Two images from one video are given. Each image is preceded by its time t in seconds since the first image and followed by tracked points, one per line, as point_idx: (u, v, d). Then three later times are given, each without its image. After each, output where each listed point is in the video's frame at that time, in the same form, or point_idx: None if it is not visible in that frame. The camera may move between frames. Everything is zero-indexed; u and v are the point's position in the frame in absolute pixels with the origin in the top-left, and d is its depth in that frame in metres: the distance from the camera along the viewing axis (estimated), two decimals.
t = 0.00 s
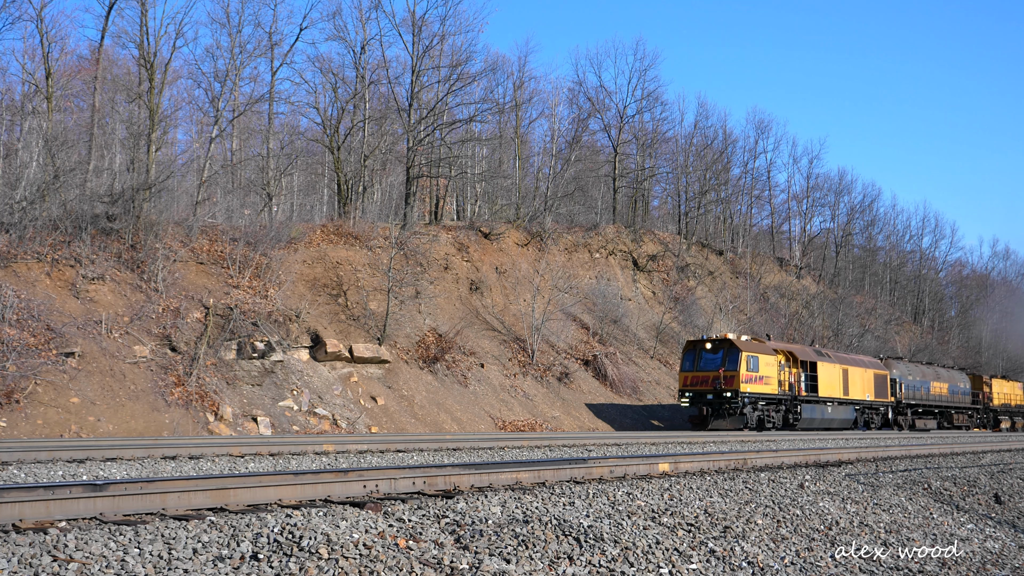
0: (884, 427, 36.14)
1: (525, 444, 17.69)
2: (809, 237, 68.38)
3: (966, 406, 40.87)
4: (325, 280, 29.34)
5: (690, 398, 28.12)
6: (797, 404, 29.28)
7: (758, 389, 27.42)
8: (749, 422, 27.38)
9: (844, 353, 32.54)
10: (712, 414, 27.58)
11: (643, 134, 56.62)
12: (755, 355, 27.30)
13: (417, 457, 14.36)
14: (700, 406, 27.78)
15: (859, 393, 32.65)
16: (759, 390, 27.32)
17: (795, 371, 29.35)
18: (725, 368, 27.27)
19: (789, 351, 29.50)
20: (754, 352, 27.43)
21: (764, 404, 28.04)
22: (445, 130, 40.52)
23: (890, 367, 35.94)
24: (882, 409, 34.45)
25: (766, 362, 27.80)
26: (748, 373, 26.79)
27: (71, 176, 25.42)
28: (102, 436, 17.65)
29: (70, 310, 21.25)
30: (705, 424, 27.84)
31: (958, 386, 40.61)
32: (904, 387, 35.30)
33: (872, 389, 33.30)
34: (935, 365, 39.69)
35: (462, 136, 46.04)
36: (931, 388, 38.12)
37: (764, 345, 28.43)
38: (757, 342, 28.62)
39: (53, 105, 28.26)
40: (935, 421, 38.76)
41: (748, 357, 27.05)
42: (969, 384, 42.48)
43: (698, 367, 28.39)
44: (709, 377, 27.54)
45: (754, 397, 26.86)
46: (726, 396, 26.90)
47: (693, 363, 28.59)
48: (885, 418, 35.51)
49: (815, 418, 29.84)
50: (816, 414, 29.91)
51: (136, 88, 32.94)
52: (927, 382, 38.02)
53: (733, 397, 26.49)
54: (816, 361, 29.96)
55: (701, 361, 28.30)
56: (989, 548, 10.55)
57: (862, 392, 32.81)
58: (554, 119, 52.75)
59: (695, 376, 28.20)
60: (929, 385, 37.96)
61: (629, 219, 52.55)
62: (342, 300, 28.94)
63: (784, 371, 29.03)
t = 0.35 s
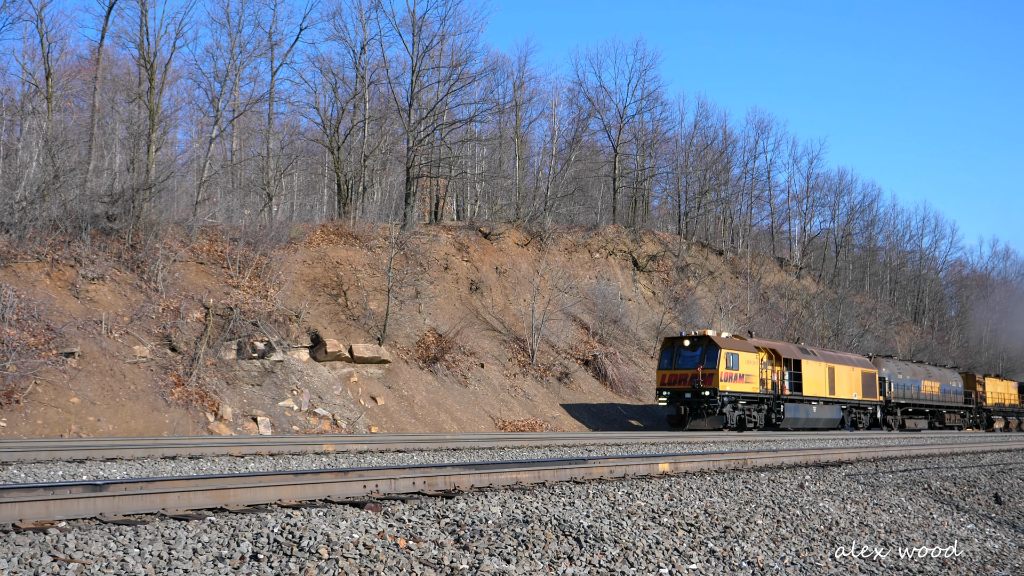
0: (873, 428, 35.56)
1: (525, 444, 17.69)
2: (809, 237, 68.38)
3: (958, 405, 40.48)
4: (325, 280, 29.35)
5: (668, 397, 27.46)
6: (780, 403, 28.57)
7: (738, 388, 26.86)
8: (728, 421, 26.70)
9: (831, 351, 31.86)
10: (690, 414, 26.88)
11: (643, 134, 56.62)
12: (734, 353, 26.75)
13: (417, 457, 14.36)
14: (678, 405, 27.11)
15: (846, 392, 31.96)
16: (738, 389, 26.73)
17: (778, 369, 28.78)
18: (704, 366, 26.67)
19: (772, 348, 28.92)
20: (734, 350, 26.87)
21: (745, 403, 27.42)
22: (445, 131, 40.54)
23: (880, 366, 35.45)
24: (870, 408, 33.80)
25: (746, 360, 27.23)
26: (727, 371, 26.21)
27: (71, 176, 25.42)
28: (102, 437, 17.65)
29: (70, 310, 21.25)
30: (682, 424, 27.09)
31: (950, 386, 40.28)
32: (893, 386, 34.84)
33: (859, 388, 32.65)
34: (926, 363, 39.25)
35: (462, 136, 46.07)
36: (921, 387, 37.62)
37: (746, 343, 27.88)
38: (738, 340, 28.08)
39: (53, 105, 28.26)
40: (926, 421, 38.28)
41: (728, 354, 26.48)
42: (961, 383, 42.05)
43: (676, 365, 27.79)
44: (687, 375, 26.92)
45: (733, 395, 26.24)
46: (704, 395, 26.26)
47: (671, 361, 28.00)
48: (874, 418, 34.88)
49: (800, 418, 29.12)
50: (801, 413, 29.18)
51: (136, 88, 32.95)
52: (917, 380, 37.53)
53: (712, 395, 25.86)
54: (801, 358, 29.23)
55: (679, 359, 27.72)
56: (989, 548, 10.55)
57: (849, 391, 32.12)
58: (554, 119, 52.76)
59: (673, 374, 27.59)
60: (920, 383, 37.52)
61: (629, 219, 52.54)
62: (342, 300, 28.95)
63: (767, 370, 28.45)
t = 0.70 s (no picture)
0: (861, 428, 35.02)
1: (525, 444, 17.69)
2: (809, 237, 68.39)
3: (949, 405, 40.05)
4: (325, 280, 29.34)
5: (644, 396, 26.56)
6: (762, 402, 27.82)
7: (717, 386, 26.01)
8: (707, 421, 25.85)
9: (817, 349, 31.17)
10: (667, 413, 25.99)
11: (643, 134, 56.62)
12: (712, 350, 25.91)
13: (417, 457, 14.36)
14: (654, 404, 26.21)
15: (833, 391, 31.31)
16: (717, 387, 25.88)
17: (760, 367, 27.94)
18: (681, 363, 25.80)
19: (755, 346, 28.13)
20: (712, 347, 26.02)
21: (724, 402, 26.61)
22: (445, 130, 40.56)
23: (868, 364, 35.08)
24: (857, 408, 33.18)
25: (725, 358, 26.38)
26: (705, 368, 25.33)
27: (71, 176, 25.42)
28: (102, 436, 17.65)
29: (70, 310, 21.25)
30: (659, 424, 26.20)
31: (942, 385, 39.92)
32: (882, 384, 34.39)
33: (846, 387, 32.02)
34: (917, 362, 38.88)
35: (462, 136, 46.11)
36: (912, 386, 37.13)
37: (726, 340, 27.09)
38: (718, 337, 27.27)
39: (53, 105, 28.27)
40: (916, 420, 37.84)
41: (705, 351, 25.61)
42: (952, 383, 41.64)
43: (652, 363, 26.91)
44: (664, 373, 26.03)
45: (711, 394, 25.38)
46: (681, 393, 25.37)
47: (648, 358, 27.12)
48: (862, 418, 34.30)
49: (783, 417, 28.32)
50: (785, 413, 28.44)
51: (136, 88, 32.95)
52: (907, 379, 37.00)
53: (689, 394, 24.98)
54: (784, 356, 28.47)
55: (656, 356, 26.84)
56: (989, 548, 10.55)
57: (835, 391, 31.43)
58: (554, 119, 52.77)
59: (650, 372, 26.71)
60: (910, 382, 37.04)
61: (629, 219, 52.55)
62: (342, 300, 28.95)
63: (748, 368, 27.68)
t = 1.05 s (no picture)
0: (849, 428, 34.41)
1: (525, 444, 17.68)
2: (809, 237, 68.37)
3: (941, 404, 39.55)
4: (325, 280, 29.33)
5: (618, 395, 25.81)
6: (743, 400, 26.99)
7: (694, 385, 25.29)
8: (684, 421, 25.08)
9: (801, 346, 30.58)
10: (641, 413, 25.23)
11: (643, 135, 56.61)
12: (689, 347, 25.24)
13: (417, 457, 14.36)
14: (629, 403, 25.45)
15: (818, 390, 30.71)
16: (693, 385, 25.16)
17: (741, 365, 27.21)
18: (655, 361, 25.09)
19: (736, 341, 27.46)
20: (689, 344, 25.33)
21: (702, 401, 25.80)
22: (445, 130, 40.57)
23: (857, 363, 34.67)
24: (844, 407, 32.56)
25: (703, 355, 25.69)
26: (680, 366, 24.64)
27: (71, 176, 25.43)
28: (101, 436, 17.66)
29: (70, 310, 21.25)
30: (633, 424, 25.44)
31: (933, 383, 39.45)
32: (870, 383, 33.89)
33: (832, 385, 31.44)
34: (907, 361, 38.48)
35: (462, 137, 46.14)
36: (901, 385, 36.61)
37: (705, 337, 26.38)
38: (696, 334, 26.57)
39: (53, 105, 28.29)
40: (906, 420, 37.34)
41: (681, 348, 24.92)
42: (945, 382, 41.15)
43: (627, 361, 26.19)
44: (638, 371, 25.31)
45: (688, 392, 24.64)
46: (655, 392, 24.65)
47: (622, 356, 26.39)
48: (849, 417, 33.68)
49: (766, 417, 27.58)
50: (768, 412, 27.74)
51: (136, 88, 32.96)
52: (897, 378, 36.49)
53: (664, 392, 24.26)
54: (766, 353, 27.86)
55: (630, 354, 26.12)
56: (989, 548, 10.55)
57: (821, 390, 30.82)
58: (554, 119, 52.78)
59: (624, 370, 25.99)
60: (901, 381, 36.53)
61: (629, 219, 52.55)
62: (342, 300, 28.95)
63: (728, 365, 26.97)
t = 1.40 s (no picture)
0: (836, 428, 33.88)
1: (526, 444, 17.69)
2: (809, 237, 68.36)
3: (931, 403, 39.02)
4: (325, 279, 29.34)
5: (590, 394, 25.21)
6: (722, 399, 26.54)
7: (669, 382, 24.70)
8: (658, 420, 24.53)
9: (785, 344, 30.08)
10: (614, 412, 24.69)
11: (643, 135, 56.62)
12: (663, 343, 24.62)
13: (417, 457, 14.37)
14: (601, 402, 24.88)
15: (802, 389, 30.21)
16: (668, 383, 24.57)
17: (721, 362, 26.73)
18: (629, 358, 24.46)
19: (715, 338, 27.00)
20: (663, 340, 24.71)
21: (678, 400, 25.29)
22: (445, 130, 40.58)
23: (844, 361, 34.13)
24: (830, 406, 32.01)
25: (678, 352, 25.10)
26: (654, 364, 24.03)
27: (71, 176, 25.44)
28: (102, 437, 17.66)
29: (70, 310, 21.25)
30: (605, 424, 24.88)
31: (924, 382, 39.01)
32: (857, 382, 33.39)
33: (817, 384, 30.93)
34: (897, 360, 37.99)
35: (462, 137, 46.18)
36: (890, 384, 36.12)
37: (681, 333, 25.82)
38: (673, 330, 25.99)
39: (53, 105, 28.30)
40: (895, 420, 36.80)
41: (655, 345, 24.29)
42: (936, 381, 40.65)
43: (599, 358, 25.54)
44: (611, 369, 24.68)
45: (662, 391, 24.04)
46: (628, 390, 24.05)
47: (595, 353, 25.73)
48: (836, 417, 33.13)
49: (746, 417, 27.11)
50: (749, 412, 27.28)
51: (136, 88, 32.96)
52: (886, 377, 35.99)
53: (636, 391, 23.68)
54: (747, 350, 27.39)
55: (603, 351, 25.46)
56: (989, 548, 10.55)
57: (805, 389, 30.28)
58: (554, 119, 52.81)
59: (596, 368, 25.35)
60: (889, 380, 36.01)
61: (629, 219, 52.58)
62: (342, 300, 28.95)
63: (706, 363, 26.45)
